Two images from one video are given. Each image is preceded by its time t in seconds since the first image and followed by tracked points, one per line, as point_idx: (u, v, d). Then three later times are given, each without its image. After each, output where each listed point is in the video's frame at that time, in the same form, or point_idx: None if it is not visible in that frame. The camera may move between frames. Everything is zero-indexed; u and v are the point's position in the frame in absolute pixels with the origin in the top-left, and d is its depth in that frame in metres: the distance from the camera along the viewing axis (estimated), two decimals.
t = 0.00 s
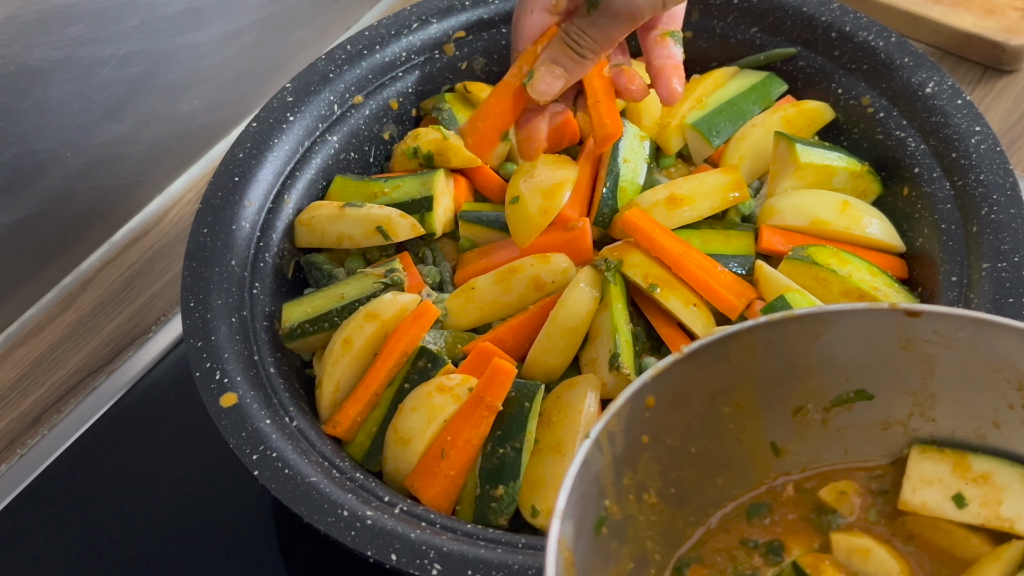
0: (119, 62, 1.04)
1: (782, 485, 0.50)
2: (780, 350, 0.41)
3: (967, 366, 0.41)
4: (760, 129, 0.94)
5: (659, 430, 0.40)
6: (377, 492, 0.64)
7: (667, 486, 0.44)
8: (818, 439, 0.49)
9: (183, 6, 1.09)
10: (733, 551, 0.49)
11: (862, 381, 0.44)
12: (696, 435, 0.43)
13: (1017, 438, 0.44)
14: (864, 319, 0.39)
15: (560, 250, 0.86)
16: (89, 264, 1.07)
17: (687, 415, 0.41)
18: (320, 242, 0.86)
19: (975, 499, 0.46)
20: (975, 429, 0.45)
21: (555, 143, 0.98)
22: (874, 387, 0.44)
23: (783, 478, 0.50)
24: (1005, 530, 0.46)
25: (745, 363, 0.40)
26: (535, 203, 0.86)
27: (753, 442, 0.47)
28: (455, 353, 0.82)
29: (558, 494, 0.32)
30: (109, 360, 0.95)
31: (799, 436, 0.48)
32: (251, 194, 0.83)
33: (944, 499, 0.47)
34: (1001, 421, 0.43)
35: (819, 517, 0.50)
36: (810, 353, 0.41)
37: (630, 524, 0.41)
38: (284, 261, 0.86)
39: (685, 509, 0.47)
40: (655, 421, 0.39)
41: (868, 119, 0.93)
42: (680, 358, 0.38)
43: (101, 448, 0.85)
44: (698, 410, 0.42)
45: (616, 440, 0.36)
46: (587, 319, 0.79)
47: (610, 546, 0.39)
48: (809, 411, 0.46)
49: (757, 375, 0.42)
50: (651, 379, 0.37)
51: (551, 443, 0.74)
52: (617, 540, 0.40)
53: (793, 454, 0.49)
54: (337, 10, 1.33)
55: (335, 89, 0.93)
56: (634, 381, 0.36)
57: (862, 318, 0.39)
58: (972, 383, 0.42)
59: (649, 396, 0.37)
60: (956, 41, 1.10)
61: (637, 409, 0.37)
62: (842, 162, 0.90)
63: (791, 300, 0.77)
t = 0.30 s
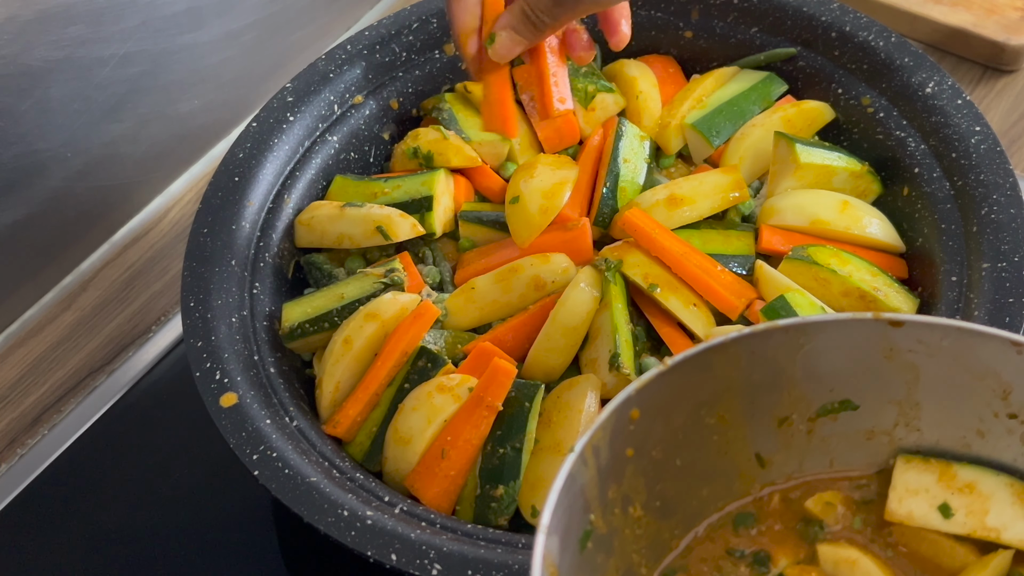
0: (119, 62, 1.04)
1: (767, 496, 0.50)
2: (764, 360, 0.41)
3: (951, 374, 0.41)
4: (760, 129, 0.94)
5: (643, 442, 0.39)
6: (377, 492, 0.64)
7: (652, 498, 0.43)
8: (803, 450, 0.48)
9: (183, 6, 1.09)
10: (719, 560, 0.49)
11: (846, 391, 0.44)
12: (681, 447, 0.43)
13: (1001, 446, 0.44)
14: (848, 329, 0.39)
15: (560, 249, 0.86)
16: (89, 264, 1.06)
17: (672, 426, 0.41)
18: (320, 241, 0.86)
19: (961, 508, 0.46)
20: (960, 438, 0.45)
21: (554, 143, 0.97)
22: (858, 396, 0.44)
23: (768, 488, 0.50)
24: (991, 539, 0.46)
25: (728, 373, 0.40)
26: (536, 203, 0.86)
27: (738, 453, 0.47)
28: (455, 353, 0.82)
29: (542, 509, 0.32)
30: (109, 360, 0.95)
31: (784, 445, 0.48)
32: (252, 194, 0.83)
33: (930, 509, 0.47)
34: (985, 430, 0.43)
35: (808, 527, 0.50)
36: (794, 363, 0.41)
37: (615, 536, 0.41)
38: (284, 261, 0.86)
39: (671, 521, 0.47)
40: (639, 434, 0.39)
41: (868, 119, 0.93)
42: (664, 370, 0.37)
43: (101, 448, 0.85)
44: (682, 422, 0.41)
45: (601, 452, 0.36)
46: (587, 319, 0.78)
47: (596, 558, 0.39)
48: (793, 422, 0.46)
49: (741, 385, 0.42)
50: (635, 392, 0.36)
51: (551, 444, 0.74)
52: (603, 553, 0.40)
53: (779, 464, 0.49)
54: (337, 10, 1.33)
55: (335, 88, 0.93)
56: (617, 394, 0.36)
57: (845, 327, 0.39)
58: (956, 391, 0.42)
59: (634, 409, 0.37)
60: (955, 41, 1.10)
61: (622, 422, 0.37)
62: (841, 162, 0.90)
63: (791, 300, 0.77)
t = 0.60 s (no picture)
0: (119, 62, 1.04)
1: (760, 496, 0.50)
2: (758, 360, 0.41)
3: (945, 375, 0.41)
4: (760, 129, 0.94)
5: (638, 441, 0.39)
6: (378, 492, 0.64)
7: (646, 497, 0.43)
8: (796, 450, 0.49)
9: (183, 7, 1.09)
10: (711, 562, 0.48)
11: (839, 391, 0.44)
12: (675, 447, 0.43)
13: (995, 447, 0.43)
14: (842, 329, 0.39)
15: (560, 250, 0.86)
16: (89, 264, 1.06)
17: (666, 426, 0.41)
18: (320, 241, 0.86)
19: (955, 508, 0.45)
20: (954, 439, 0.45)
21: (554, 142, 0.98)
22: (852, 397, 0.44)
23: (762, 489, 0.50)
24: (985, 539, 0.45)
25: (722, 373, 0.41)
26: (535, 203, 0.87)
27: (733, 454, 0.47)
28: (455, 353, 0.82)
29: (537, 504, 0.32)
30: (109, 360, 0.95)
31: (777, 446, 0.48)
32: (251, 194, 0.83)
33: (923, 508, 0.46)
34: (979, 431, 0.43)
35: (799, 528, 0.50)
36: (788, 363, 0.42)
37: (609, 535, 0.41)
38: (284, 261, 0.86)
39: (665, 522, 0.46)
40: (634, 432, 0.39)
41: (868, 119, 0.93)
42: (659, 369, 0.38)
43: (101, 448, 0.85)
44: (677, 422, 0.41)
45: (596, 450, 0.36)
46: (587, 319, 0.79)
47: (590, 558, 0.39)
48: (787, 422, 0.46)
49: (734, 386, 0.42)
50: (629, 389, 0.36)
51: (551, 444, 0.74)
52: (598, 552, 0.40)
53: (772, 465, 0.49)
54: (337, 9, 1.33)
55: (335, 88, 0.93)
56: (612, 392, 0.36)
57: (839, 327, 0.39)
58: (948, 393, 0.42)
59: (629, 406, 0.37)
60: (955, 41, 1.10)
61: (616, 419, 0.37)
62: (841, 162, 0.90)
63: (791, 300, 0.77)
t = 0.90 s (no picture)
0: (119, 62, 1.04)
1: (768, 473, 0.50)
2: (768, 339, 0.41)
3: (954, 355, 0.41)
4: (760, 129, 0.94)
5: (645, 418, 0.40)
6: (377, 492, 0.64)
7: (652, 475, 0.44)
8: (802, 430, 0.49)
9: (183, 7, 1.09)
10: (717, 533, 0.49)
11: (848, 371, 0.44)
12: (682, 424, 0.43)
13: (1003, 429, 0.44)
14: (852, 308, 0.39)
15: (559, 250, 0.86)
16: (89, 264, 1.06)
17: (674, 403, 0.41)
18: (320, 242, 0.86)
19: (962, 489, 0.46)
20: (962, 420, 0.45)
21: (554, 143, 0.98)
22: (860, 377, 0.44)
23: (769, 466, 0.50)
24: (992, 520, 0.46)
25: (731, 352, 0.40)
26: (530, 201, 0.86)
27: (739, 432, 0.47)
28: (455, 353, 0.82)
29: (545, 480, 0.32)
30: (109, 360, 0.95)
31: (784, 425, 0.48)
32: (251, 194, 0.83)
33: (931, 489, 0.47)
34: (987, 412, 0.43)
35: (806, 506, 0.51)
36: (797, 342, 0.41)
37: (615, 511, 0.41)
38: (284, 261, 0.86)
39: (670, 497, 0.47)
40: (642, 409, 0.39)
41: (867, 119, 0.93)
42: (668, 345, 0.37)
43: (101, 448, 0.85)
44: (685, 399, 0.41)
45: (603, 427, 0.36)
46: (587, 319, 0.79)
47: (596, 532, 0.39)
48: (795, 401, 0.46)
49: (742, 364, 0.42)
50: (638, 366, 0.36)
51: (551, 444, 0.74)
52: (603, 528, 0.40)
53: (779, 444, 0.49)
54: (337, 9, 1.33)
55: (335, 89, 0.93)
56: (621, 368, 0.36)
57: (849, 307, 0.39)
58: (957, 373, 0.42)
59: (637, 383, 0.37)
60: (955, 41, 1.10)
61: (625, 396, 0.37)
62: (841, 162, 0.90)
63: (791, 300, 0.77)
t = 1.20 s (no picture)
0: (119, 62, 1.04)
1: (765, 486, 0.50)
2: (763, 350, 0.41)
3: (950, 363, 0.41)
4: (760, 129, 0.94)
5: (641, 433, 0.40)
6: (377, 492, 0.64)
7: (650, 490, 0.44)
8: (800, 442, 0.49)
9: (182, 6, 1.09)
10: (715, 556, 0.49)
11: (845, 381, 0.44)
12: (679, 438, 0.43)
13: (1000, 437, 0.44)
14: (848, 318, 0.39)
15: (559, 249, 0.86)
16: (89, 264, 1.06)
17: (671, 416, 0.41)
18: (320, 241, 0.86)
19: (961, 499, 0.46)
20: (959, 428, 0.45)
21: (554, 142, 0.97)
22: (857, 387, 0.44)
23: (766, 479, 0.50)
24: (991, 530, 0.46)
25: (726, 363, 0.40)
26: (535, 203, 0.86)
27: (736, 444, 0.47)
28: (455, 353, 0.82)
29: (542, 500, 0.32)
30: (109, 360, 0.95)
31: (781, 437, 0.48)
32: (251, 194, 0.83)
33: (929, 499, 0.47)
34: (984, 420, 0.43)
35: (803, 519, 0.50)
36: (793, 353, 0.41)
37: (613, 528, 0.41)
38: (284, 261, 0.86)
39: (668, 513, 0.46)
40: (638, 424, 0.39)
41: (868, 119, 0.93)
42: (664, 360, 0.37)
43: (100, 448, 0.85)
44: (681, 413, 0.41)
45: (599, 443, 0.36)
46: (587, 319, 0.78)
47: (593, 550, 0.39)
48: (791, 412, 0.46)
49: (739, 376, 0.42)
50: (634, 381, 0.36)
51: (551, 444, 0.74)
52: (601, 545, 0.40)
53: (776, 456, 0.49)
54: (337, 9, 1.33)
55: (335, 88, 0.93)
56: (616, 384, 0.36)
57: (844, 317, 0.39)
58: (955, 382, 0.42)
59: (632, 399, 0.37)
60: (955, 41, 1.10)
61: (620, 412, 0.37)
62: (842, 162, 0.90)
63: (791, 300, 0.77)
